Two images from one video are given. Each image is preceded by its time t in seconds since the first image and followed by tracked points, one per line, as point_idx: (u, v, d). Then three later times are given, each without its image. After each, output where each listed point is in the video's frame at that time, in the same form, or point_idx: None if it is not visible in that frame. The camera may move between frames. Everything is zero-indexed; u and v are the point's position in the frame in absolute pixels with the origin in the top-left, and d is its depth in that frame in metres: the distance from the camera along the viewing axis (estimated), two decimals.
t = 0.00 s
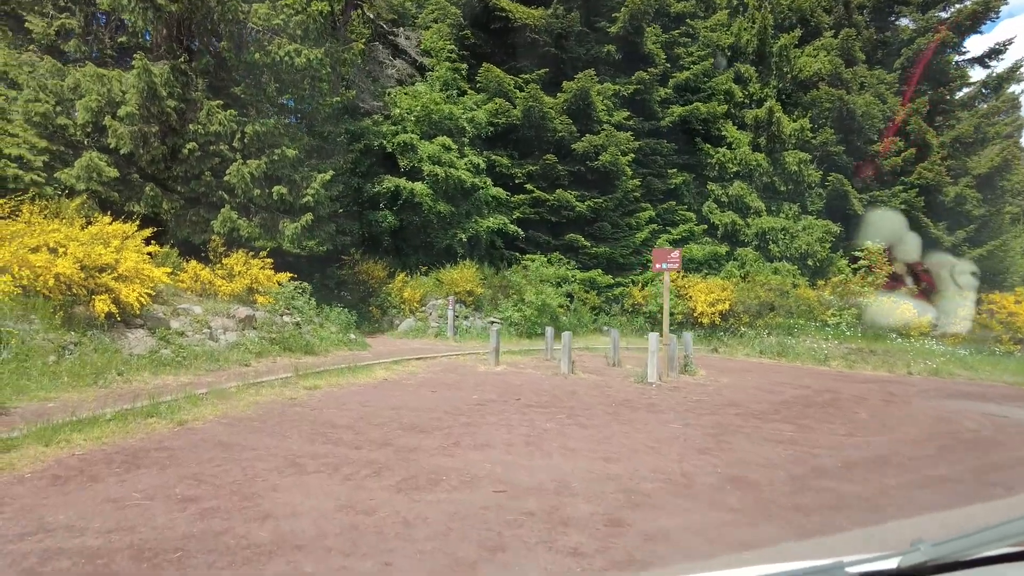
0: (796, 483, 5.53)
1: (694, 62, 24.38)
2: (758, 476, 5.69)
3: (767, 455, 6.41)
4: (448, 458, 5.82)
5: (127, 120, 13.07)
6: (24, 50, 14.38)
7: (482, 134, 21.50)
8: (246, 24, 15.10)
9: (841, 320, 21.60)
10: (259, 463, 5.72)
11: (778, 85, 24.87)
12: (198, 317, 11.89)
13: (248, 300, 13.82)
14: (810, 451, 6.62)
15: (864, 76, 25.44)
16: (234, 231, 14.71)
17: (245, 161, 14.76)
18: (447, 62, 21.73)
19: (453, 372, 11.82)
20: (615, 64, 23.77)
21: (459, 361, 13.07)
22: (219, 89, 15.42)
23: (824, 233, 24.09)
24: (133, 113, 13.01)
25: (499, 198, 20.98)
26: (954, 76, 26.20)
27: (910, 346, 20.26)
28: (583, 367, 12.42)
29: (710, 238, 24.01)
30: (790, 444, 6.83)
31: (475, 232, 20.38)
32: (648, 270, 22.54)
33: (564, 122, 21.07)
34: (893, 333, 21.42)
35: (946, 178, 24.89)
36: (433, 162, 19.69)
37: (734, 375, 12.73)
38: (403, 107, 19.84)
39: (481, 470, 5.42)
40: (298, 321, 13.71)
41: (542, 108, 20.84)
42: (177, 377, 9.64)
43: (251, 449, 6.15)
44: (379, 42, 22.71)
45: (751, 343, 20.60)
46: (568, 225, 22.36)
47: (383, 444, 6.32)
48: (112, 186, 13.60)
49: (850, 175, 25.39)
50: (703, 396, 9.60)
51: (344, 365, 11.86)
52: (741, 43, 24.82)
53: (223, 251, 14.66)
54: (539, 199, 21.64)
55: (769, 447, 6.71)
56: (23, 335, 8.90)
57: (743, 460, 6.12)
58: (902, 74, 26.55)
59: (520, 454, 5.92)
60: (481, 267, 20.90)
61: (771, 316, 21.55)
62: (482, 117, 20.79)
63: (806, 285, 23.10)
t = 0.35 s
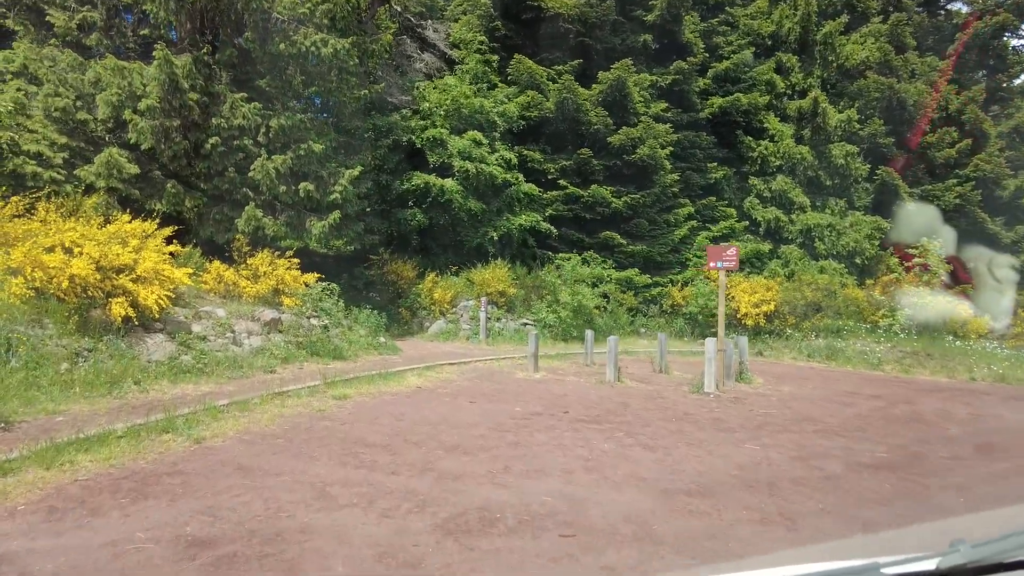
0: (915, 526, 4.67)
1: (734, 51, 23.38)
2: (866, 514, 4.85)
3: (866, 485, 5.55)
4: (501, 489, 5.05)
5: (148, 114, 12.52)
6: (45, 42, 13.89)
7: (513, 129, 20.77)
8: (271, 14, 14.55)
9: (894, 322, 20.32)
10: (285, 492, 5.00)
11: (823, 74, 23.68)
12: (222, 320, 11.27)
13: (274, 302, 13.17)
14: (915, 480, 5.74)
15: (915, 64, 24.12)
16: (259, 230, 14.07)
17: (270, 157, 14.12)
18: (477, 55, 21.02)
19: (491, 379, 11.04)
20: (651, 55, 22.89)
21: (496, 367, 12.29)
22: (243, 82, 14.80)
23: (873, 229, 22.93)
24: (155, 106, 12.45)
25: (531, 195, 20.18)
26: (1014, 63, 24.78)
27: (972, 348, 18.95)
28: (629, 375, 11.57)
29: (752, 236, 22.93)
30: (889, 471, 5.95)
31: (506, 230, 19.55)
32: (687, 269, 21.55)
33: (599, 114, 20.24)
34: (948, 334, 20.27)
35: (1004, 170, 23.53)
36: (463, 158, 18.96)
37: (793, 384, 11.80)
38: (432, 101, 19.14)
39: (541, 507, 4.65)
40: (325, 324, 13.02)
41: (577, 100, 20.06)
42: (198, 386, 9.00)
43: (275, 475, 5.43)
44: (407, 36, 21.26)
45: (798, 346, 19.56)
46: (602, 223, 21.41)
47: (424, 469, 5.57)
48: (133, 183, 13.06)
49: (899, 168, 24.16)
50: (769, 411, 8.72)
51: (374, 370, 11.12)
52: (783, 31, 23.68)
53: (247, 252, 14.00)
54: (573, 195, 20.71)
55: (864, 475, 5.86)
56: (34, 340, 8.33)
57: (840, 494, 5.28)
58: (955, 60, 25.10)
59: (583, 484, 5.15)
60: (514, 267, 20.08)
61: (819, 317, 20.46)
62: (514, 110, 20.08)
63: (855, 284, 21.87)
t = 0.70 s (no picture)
0: None
1: (767, 41, 22.36)
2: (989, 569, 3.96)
3: (977, 529, 4.64)
4: (541, 533, 4.23)
5: (154, 106, 11.87)
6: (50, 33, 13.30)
7: (536, 123, 19.96)
8: (284, 2, 13.87)
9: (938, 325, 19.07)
10: (283, 535, 4.21)
11: (861, 63, 22.57)
12: (229, 323, 10.60)
13: (286, 304, 12.44)
14: None
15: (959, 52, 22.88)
16: (271, 228, 13.36)
17: (282, 151, 13.42)
18: (498, 47, 20.21)
19: (516, 388, 10.20)
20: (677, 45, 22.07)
21: (521, 375, 11.44)
22: (256, 74, 14.18)
23: (914, 226, 21.78)
24: (160, 98, 11.80)
25: (555, 191, 19.33)
26: None
27: None
28: (667, 383, 10.66)
29: (786, 234, 21.85)
30: (999, 509, 5.02)
31: (529, 228, 18.70)
32: (718, 268, 20.56)
33: (627, 106, 19.33)
34: (998, 337, 19.05)
35: None
36: (484, 153, 18.15)
37: (845, 394, 10.84)
38: (452, 95, 18.41)
39: (592, 560, 3.82)
40: (340, 328, 12.26)
41: (603, 92, 19.19)
42: (199, 397, 8.28)
43: (274, 511, 4.66)
44: (426, 28, 20.68)
45: (837, 350, 18.53)
46: (630, 221, 20.49)
47: (448, 503, 4.78)
48: (139, 179, 12.41)
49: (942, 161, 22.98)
50: (831, 427, 7.80)
51: (392, 378, 10.32)
52: (819, 19, 22.60)
53: (258, 251, 13.31)
54: (599, 191, 19.81)
55: (970, 514, 4.92)
56: (21, 347, 7.70)
57: (950, 541, 4.37)
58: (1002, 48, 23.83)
59: (637, 527, 4.32)
60: (537, 266, 19.22)
61: (859, 319, 19.36)
62: (537, 103, 19.26)
63: (897, 284, 20.70)
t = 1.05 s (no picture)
0: None
1: (790, 29, 21.33)
2: None
3: None
4: None
5: (142, 96, 11.10)
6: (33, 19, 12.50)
7: (549, 116, 19.13)
8: None
9: (976, 326, 17.90)
10: None
11: (889, 52, 21.53)
12: (219, 328, 9.85)
13: (283, 307, 11.68)
14: None
15: (993, 39, 21.81)
16: (267, 225, 12.58)
17: (280, 144, 12.66)
18: (509, 36, 19.35)
19: (530, 399, 9.35)
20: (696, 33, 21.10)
21: (535, 383, 10.59)
22: (253, 64, 13.44)
23: (946, 223, 20.72)
24: (149, 86, 11.04)
25: (569, 187, 18.46)
26: None
27: None
28: (694, 393, 9.77)
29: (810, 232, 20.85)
30: None
31: (542, 226, 17.83)
32: (740, 267, 19.58)
33: (645, 97, 18.47)
34: None
35: None
36: (494, 147, 17.32)
37: (889, 405, 9.92)
38: (461, 87, 17.62)
39: None
40: (340, 332, 11.46)
41: (620, 82, 18.35)
42: (179, 412, 7.50)
43: (240, 564, 3.86)
44: (434, 19, 19.90)
45: (867, 354, 17.54)
46: (647, 218, 19.59)
47: (450, 556, 3.96)
48: (127, 174, 11.68)
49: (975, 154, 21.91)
50: (885, 446, 6.89)
51: (394, 388, 9.46)
52: (844, 5, 21.56)
53: (255, 251, 12.54)
54: (615, 187, 18.92)
55: None
56: None
57: None
58: None
59: None
60: (550, 266, 18.36)
61: (890, 320, 18.33)
62: (550, 95, 18.43)
63: (929, 283, 19.66)
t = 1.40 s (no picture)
0: None
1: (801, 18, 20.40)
2: None
3: None
4: None
5: (110, 83, 10.31)
6: None
7: (551, 108, 18.31)
8: None
9: (1000, 327, 17.00)
10: None
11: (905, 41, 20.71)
12: (191, 334, 9.09)
13: (263, 309, 10.91)
14: None
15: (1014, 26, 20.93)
16: (247, 223, 11.77)
17: (261, 136, 11.87)
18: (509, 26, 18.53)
19: (527, 412, 8.52)
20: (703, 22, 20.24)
21: (533, 393, 9.75)
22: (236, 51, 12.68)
23: (967, 219, 19.82)
24: (115, 73, 10.22)
25: (572, 183, 17.62)
26: None
27: None
28: (706, 404, 8.93)
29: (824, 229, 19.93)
30: None
31: (543, 223, 17.00)
32: (751, 266, 18.70)
33: (651, 88, 17.62)
34: None
35: None
36: (493, 141, 16.50)
37: (921, 415, 9.06)
38: (458, 78, 16.82)
39: None
40: (324, 338, 10.65)
41: (625, 73, 17.53)
42: (132, 429, 6.70)
43: None
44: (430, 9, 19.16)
45: (885, 357, 16.67)
46: (653, 215, 18.74)
47: None
48: (97, 168, 10.90)
49: (995, 147, 21.00)
50: (928, 467, 6.06)
51: (377, 400, 8.63)
52: None
53: (234, 250, 11.73)
54: (620, 183, 18.04)
55: None
56: None
57: None
58: None
59: None
60: (552, 265, 17.50)
61: (910, 321, 17.42)
62: (551, 86, 17.62)
63: (949, 283, 18.75)
